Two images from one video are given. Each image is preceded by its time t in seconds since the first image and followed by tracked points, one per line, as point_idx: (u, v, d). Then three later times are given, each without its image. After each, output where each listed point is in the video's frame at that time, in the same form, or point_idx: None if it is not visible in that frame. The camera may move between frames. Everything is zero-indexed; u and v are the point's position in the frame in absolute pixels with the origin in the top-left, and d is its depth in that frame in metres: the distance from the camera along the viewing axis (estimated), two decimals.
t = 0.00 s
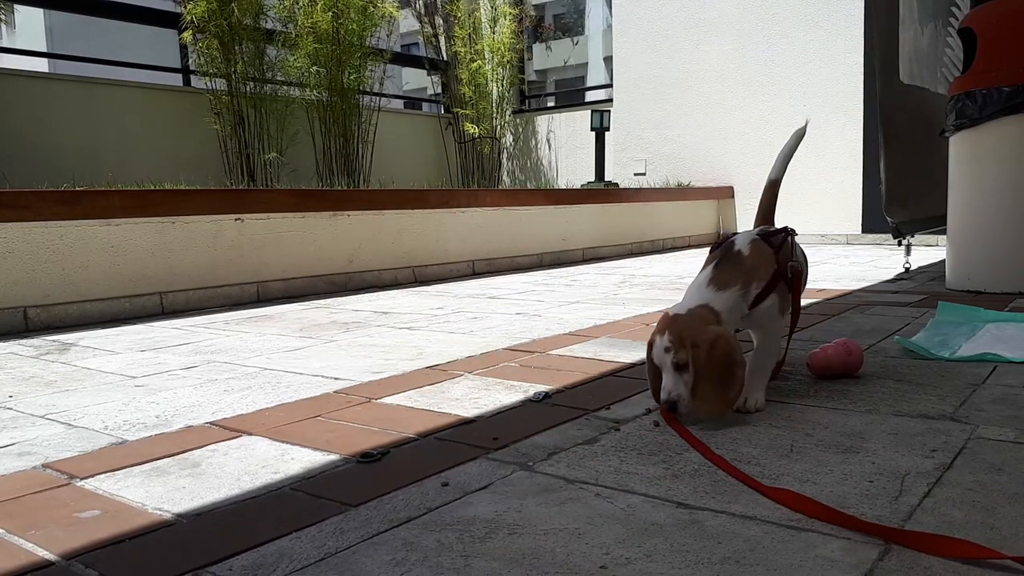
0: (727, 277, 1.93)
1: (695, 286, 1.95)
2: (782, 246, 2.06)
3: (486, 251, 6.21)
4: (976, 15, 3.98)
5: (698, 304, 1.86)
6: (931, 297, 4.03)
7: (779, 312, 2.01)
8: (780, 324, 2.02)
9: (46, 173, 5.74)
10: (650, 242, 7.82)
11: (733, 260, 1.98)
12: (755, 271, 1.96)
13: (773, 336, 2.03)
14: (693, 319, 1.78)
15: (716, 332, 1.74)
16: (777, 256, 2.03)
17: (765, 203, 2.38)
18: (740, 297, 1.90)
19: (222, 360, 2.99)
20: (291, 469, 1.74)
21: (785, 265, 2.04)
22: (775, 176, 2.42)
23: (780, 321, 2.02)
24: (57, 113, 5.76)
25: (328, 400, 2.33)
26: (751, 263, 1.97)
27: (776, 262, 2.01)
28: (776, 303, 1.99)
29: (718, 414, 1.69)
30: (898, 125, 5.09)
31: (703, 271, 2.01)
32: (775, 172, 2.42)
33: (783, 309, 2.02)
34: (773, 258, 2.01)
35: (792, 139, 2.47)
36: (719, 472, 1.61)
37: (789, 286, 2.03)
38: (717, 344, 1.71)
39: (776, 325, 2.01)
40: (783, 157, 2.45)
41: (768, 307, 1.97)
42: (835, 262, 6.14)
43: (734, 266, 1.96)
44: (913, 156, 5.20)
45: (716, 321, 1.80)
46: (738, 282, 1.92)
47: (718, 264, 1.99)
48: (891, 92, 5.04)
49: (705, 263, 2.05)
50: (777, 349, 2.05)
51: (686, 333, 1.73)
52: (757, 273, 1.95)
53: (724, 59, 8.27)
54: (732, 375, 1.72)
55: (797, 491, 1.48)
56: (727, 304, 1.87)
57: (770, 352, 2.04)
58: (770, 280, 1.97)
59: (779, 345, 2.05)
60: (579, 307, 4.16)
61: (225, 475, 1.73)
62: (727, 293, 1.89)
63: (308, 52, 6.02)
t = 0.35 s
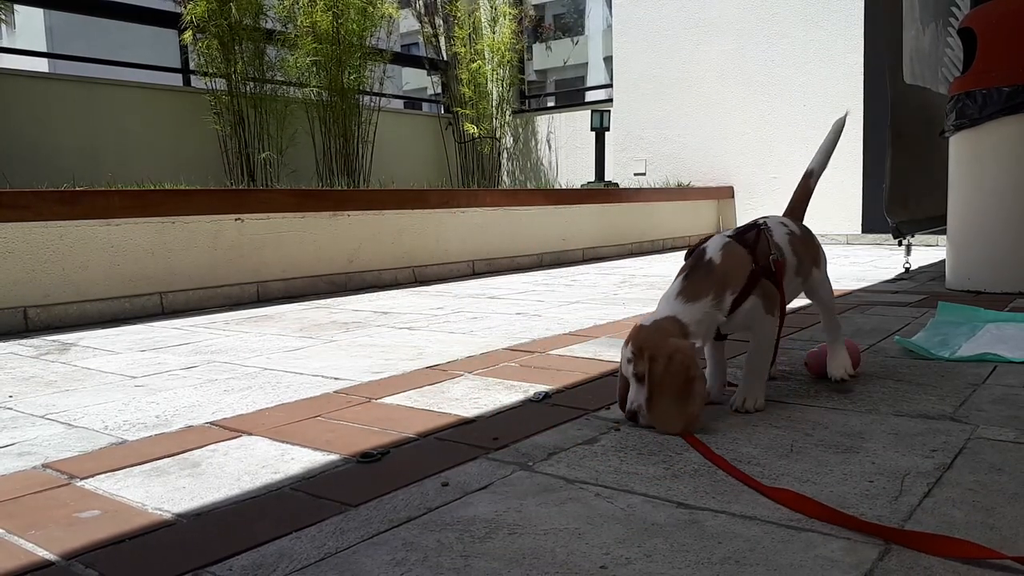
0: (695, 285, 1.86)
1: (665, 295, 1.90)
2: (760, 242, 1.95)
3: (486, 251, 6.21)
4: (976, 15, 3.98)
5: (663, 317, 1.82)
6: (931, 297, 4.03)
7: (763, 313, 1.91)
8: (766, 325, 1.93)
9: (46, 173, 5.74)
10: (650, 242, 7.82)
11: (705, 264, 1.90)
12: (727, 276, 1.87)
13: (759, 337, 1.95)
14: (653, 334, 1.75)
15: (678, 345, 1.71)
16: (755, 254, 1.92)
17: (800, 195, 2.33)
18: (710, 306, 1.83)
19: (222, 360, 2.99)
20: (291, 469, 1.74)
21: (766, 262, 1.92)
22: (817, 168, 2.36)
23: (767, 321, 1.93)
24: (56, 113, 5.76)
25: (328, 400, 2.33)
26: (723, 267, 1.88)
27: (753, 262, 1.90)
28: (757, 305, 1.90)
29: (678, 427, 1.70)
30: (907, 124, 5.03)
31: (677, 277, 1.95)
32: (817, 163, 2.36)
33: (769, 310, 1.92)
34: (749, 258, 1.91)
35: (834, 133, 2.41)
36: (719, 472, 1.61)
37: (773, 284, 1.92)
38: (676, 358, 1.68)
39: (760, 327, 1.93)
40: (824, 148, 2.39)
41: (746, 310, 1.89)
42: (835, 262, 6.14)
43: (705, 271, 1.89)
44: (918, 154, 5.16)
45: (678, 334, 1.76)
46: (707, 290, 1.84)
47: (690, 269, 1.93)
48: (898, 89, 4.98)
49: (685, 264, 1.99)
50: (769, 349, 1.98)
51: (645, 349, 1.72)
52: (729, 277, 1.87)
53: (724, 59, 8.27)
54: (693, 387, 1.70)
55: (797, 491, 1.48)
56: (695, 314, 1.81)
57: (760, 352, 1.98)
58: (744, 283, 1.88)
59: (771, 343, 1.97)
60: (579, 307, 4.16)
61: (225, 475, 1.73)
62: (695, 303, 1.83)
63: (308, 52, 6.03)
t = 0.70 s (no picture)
0: (682, 282, 1.86)
1: (654, 291, 1.90)
2: (752, 241, 1.93)
3: (486, 251, 6.21)
4: (976, 15, 3.98)
5: (649, 313, 1.82)
6: (931, 297, 4.03)
7: (754, 313, 1.89)
8: (757, 324, 1.91)
9: (46, 173, 5.74)
10: (649, 242, 7.82)
11: (694, 261, 1.90)
12: (714, 274, 1.86)
13: (752, 336, 1.93)
14: (638, 330, 1.75)
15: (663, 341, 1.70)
16: (746, 254, 1.90)
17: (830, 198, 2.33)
18: (696, 304, 1.83)
19: (222, 360, 2.99)
20: (291, 469, 1.74)
21: (757, 262, 1.90)
22: (851, 172, 2.35)
23: (759, 320, 1.91)
24: (56, 113, 5.75)
25: (328, 400, 2.33)
26: (710, 265, 1.88)
27: (742, 261, 1.88)
28: (747, 304, 1.88)
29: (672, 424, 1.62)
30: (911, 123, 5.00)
31: (667, 274, 1.94)
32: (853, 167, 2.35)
33: (760, 309, 1.90)
34: (739, 256, 1.89)
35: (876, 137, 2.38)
36: (719, 472, 1.61)
37: (765, 284, 1.89)
38: (663, 355, 1.66)
39: (751, 326, 1.91)
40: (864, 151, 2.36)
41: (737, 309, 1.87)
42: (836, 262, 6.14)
43: (693, 269, 1.89)
44: (920, 154, 5.15)
45: (664, 331, 1.76)
46: (694, 287, 1.84)
47: (679, 266, 1.92)
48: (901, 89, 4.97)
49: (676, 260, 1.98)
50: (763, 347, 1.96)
51: (631, 345, 1.72)
52: (716, 275, 1.86)
53: (724, 60, 8.27)
54: (679, 385, 1.64)
55: (797, 491, 1.48)
56: (680, 312, 1.81)
57: (753, 350, 1.96)
58: (732, 282, 1.87)
59: (765, 343, 1.94)
60: (579, 307, 4.16)
61: (225, 475, 1.73)
62: (680, 300, 1.82)
63: (308, 52, 6.03)
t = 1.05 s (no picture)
0: (670, 291, 1.86)
1: (643, 299, 1.91)
2: (737, 253, 1.94)
3: (486, 251, 6.21)
4: (976, 15, 3.98)
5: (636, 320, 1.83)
6: (931, 297, 4.03)
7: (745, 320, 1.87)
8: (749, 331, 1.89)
9: (46, 173, 5.74)
10: (649, 242, 7.81)
11: (681, 271, 1.90)
12: (700, 282, 1.86)
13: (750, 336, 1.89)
14: (628, 336, 1.77)
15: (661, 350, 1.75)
16: (731, 264, 1.91)
17: (826, 195, 2.32)
18: (682, 314, 1.83)
19: (222, 360, 2.99)
20: (291, 469, 1.74)
21: (742, 273, 1.91)
22: (843, 167, 2.35)
23: (753, 326, 1.88)
24: (56, 113, 5.75)
25: (328, 400, 2.33)
26: (695, 274, 1.87)
27: (728, 272, 1.89)
28: (737, 312, 1.86)
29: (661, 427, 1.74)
30: (913, 123, 4.99)
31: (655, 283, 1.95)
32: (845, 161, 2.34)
33: (752, 313, 1.87)
34: (724, 267, 1.89)
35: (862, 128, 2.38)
36: (719, 472, 1.60)
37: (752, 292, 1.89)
38: (664, 364, 1.74)
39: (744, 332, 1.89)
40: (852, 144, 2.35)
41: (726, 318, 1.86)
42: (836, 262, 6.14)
43: (680, 277, 1.88)
44: (921, 154, 5.14)
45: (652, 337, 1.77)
46: (680, 296, 1.84)
47: (667, 275, 1.92)
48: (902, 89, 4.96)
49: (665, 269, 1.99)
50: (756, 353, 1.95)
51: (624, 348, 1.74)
52: (701, 284, 1.86)
53: (724, 59, 8.26)
54: (673, 394, 1.76)
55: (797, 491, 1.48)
56: (667, 319, 1.82)
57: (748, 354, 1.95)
58: (719, 291, 1.85)
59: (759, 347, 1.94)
60: (579, 307, 4.16)
61: (225, 475, 1.73)
62: (666, 308, 1.83)
63: (308, 52, 6.03)
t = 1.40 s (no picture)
0: (675, 292, 1.86)
1: (648, 301, 1.90)
2: (741, 253, 1.93)
3: (486, 252, 6.21)
4: (976, 15, 3.98)
5: (641, 321, 1.82)
6: (931, 297, 4.03)
7: (750, 323, 1.87)
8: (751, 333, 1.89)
9: (46, 173, 5.74)
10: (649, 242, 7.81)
11: (685, 273, 1.90)
12: (706, 285, 1.86)
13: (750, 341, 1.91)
14: (632, 336, 1.75)
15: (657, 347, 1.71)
16: (736, 266, 1.91)
17: (822, 198, 2.31)
18: (689, 316, 1.83)
19: (222, 360, 2.98)
20: (292, 469, 1.74)
21: (746, 274, 1.91)
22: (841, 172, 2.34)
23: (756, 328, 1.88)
24: (56, 113, 5.75)
25: (328, 400, 2.33)
26: (702, 276, 1.87)
27: (733, 274, 1.89)
28: (742, 315, 1.85)
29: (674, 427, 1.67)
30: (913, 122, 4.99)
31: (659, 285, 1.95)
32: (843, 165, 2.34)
33: (755, 315, 1.86)
34: (729, 269, 1.89)
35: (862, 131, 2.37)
36: (719, 472, 1.60)
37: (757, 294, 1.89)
38: (661, 358, 1.69)
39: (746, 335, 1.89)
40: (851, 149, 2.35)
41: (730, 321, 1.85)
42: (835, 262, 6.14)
43: (684, 279, 1.88)
44: (921, 154, 5.14)
45: (657, 338, 1.76)
46: (687, 299, 1.84)
47: (670, 277, 1.92)
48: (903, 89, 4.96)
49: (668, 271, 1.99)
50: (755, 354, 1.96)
51: (624, 347, 1.72)
52: (709, 286, 1.85)
53: (724, 59, 8.27)
54: (678, 390, 1.69)
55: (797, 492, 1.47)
56: (673, 321, 1.81)
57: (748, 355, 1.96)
58: (726, 293, 1.85)
59: (759, 348, 1.94)
60: (579, 307, 4.16)
61: (225, 474, 1.73)
62: (672, 310, 1.82)
63: (308, 52, 6.03)
